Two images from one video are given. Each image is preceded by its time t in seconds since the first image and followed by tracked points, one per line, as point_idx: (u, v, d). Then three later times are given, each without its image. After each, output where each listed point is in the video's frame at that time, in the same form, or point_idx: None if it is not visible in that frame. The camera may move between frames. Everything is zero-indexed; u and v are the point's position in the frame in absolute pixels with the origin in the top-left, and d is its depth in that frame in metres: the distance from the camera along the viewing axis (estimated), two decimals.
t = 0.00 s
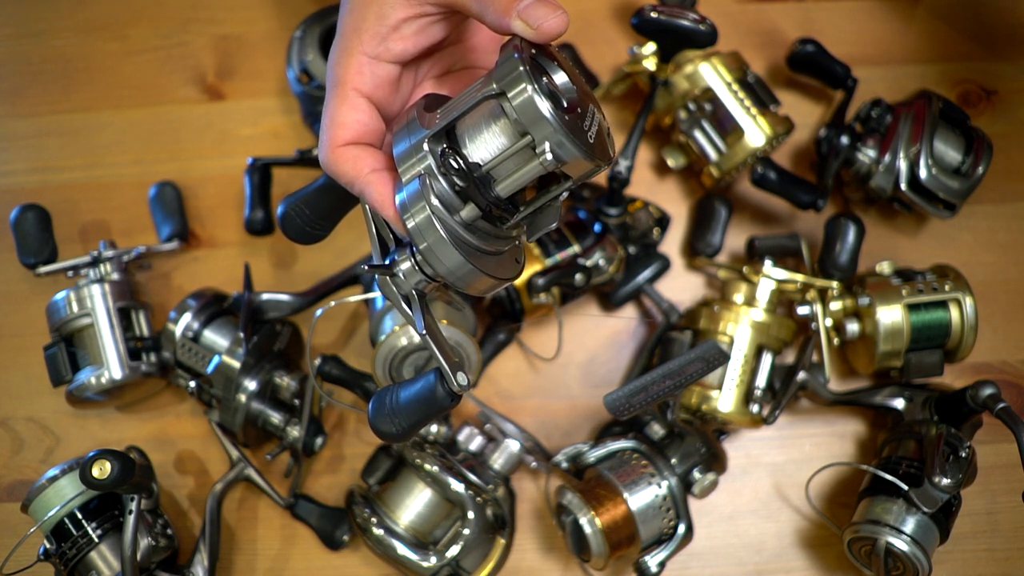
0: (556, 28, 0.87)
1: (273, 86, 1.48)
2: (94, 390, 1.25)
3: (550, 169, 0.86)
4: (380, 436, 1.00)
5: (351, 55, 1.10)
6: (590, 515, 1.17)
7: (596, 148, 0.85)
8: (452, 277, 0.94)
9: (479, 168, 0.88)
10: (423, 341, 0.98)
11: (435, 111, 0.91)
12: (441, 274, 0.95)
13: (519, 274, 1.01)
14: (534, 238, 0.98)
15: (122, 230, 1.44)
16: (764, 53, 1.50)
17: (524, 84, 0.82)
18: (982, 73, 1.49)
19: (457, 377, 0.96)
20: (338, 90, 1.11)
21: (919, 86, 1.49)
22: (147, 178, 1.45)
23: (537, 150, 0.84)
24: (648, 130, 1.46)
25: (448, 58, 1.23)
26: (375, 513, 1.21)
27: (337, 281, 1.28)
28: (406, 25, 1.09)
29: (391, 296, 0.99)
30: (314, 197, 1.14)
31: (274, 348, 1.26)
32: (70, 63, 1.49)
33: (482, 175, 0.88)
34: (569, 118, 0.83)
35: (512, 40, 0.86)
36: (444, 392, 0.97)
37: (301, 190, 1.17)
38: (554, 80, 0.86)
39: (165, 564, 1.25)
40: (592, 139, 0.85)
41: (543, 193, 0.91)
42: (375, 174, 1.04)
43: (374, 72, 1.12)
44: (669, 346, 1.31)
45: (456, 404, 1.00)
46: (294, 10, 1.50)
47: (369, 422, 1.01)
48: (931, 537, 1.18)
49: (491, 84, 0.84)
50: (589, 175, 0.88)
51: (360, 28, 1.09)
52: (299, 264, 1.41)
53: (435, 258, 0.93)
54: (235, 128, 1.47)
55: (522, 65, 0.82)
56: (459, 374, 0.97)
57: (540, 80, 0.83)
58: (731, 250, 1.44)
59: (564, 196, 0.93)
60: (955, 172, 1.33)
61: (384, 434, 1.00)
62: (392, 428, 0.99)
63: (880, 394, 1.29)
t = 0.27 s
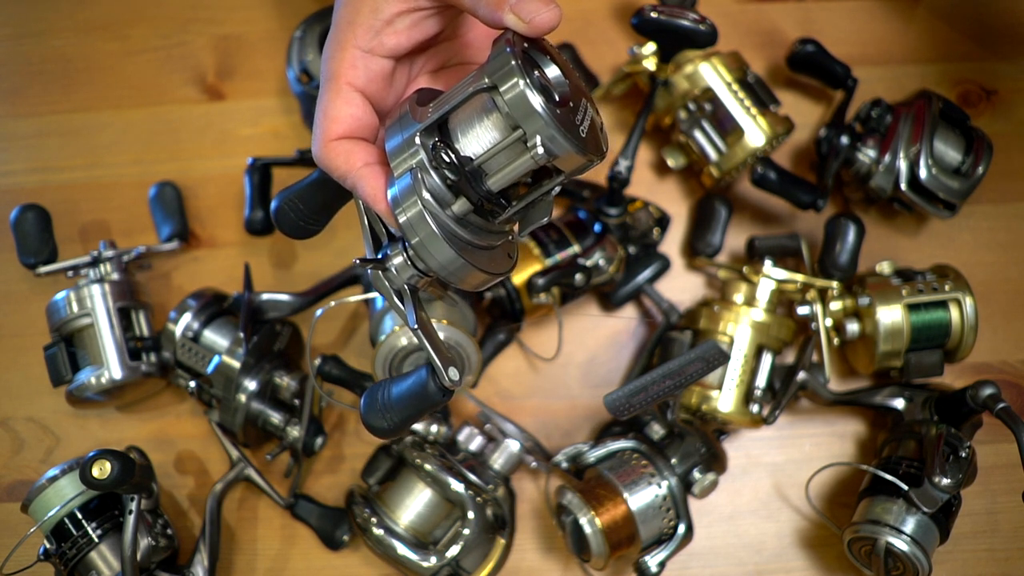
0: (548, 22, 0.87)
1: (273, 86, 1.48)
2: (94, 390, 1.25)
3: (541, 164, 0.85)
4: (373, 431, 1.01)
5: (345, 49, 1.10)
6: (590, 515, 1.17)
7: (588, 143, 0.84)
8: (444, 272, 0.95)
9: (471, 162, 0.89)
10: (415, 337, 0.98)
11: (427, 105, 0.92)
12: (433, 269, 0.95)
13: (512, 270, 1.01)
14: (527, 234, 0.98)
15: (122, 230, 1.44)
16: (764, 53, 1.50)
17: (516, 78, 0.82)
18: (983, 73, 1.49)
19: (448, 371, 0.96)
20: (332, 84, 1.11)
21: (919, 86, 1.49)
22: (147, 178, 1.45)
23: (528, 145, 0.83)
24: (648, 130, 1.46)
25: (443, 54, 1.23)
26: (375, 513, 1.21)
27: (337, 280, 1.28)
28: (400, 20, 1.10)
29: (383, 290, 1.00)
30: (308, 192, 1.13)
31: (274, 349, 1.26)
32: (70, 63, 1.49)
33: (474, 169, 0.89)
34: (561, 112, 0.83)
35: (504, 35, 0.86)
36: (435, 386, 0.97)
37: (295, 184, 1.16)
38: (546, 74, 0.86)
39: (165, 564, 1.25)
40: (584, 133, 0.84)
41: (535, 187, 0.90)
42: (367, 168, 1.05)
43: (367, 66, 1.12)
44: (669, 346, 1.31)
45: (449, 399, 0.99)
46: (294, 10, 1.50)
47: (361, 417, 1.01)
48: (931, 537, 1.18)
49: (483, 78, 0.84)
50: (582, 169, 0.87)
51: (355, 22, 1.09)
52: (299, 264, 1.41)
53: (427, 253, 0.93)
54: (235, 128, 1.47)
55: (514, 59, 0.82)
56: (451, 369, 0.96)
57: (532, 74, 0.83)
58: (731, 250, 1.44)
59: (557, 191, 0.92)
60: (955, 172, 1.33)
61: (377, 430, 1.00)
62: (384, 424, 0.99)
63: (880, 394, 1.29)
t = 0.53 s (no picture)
0: (543, 23, 0.87)
1: (273, 86, 1.48)
2: (94, 390, 1.25)
3: (536, 164, 0.85)
4: (372, 429, 1.01)
5: (343, 50, 1.10)
6: (590, 515, 1.17)
7: (584, 143, 0.84)
8: (442, 272, 0.95)
9: (467, 162, 0.89)
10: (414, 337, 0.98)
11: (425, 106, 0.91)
12: (431, 268, 0.95)
13: (508, 270, 1.01)
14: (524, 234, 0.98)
15: (122, 230, 1.44)
16: (764, 53, 1.50)
17: (511, 79, 0.81)
18: (983, 73, 1.49)
19: (446, 371, 0.96)
20: (329, 86, 1.11)
21: (918, 86, 1.49)
22: (146, 178, 1.45)
23: (524, 145, 0.83)
24: (648, 130, 1.46)
25: (440, 54, 1.23)
26: (375, 513, 1.21)
27: (337, 280, 1.29)
28: (397, 21, 1.10)
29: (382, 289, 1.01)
30: (306, 193, 1.13)
31: (274, 349, 1.26)
32: (69, 63, 1.49)
33: (470, 169, 0.89)
34: (557, 112, 0.82)
35: (499, 36, 0.86)
36: (434, 386, 0.97)
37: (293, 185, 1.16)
38: (541, 74, 0.85)
39: (165, 564, 1.25)
40: (579, 133, 0.84)
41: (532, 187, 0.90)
42: (365, 169, 1.05)
43: (365, 67, 1.12)
44: (669, 346, 1.31)
45: (447, 398, 0.99)
46: (294, 10, 1.50)
47: (360, 415, 1.01)
48: (931, 537, 1.18)
49: (479, 79, 0.84)
50: (579, 168, 0.87)
51: (352, 23, 1.09)
52: (299, 264, 1.41)
53: (424, 254, 0.94)
54: (236, 128, 1.47)
55: (509, 59, 0.82)
56: (449, 368, 0.96)
57: (527, 74, 0.83)
58: (731, 250, 1.44)
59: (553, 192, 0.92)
60: (955, 172, 1.33)
61: (376, 429, 1.00)
62: (383, 423, 0.99)
63: (880, 394, 1.29)
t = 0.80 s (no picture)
0: (531, 26, 0.86)
1: (273, 86, 1.48)
2: (94, 390, 1.25)
3: (523, 166, 0.85)
4: (360, 432, 0.99)
5: (332, 52, 1.11)
6: (590, 515, 1.17)
7: (572, 144, 0.84)
8: (429, 274, 0.96)
9: (454, 164, 0.88)
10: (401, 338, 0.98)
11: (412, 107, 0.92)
12: (418, 271, 0.96)
13: (497, 271, 1.01)
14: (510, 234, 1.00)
15: (122, 230, 1.44)
16: (765, 53, 1.50)
17: (497, 82, 0.81)
18: (982, 73, 1.49)
19: (434, 372, 0.96)
20: (319, 87, 1.11)
21: (918, 86, 1.49)
22: (147, 178, 1.45)
23: (510, 147, 0.83)
24: (648, 130, 1.46)
25: (432, 56, 1.23)
26: (375, 513, 1.21)
27: (337, 280, 1.29)
28: (386, 23, 1.10)
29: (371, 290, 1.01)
30: (296, 194, 1.12)
31: (274, 349, 1.26)
32: (69, 63, 1.49)
33: (457, 171, 0.88)
34: (543, 114, 0.82)
35: (486, 38, 0.86)
36: (422, 388, 0.96)
37: (284, 186, 1.15)
38: (529, 76, 0.85)
39: (165, 564, 1.25)
40: (567, 135, 0.84)
41: (519, 190, 0.89)
42: (353, 171, 1.05)
43: (355, 69, 1.12)
44: (669, 346, 1.31)
45: (434, 401, 0.98)
46: (294, 10, 1.50)
47: (348, 417, 0.99)
48: (931, 537, 1.18)
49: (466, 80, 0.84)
50: (566, 170, 0.87)
51: (342, 25, 1.10)
52: (299, 264, 1.41)
53: (412, 256, 0.94)
54: (236, 128, 1.47)
55: (496, 62, 0.82)
56: (437, 369, 0.96)
57: (514, 76, 0.82)
58: (731, 250, 1.44)
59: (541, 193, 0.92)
60: (955, 172, 1.33)
61: (363, 430, 0.98)
62: (371, 424, 0.97)
63: (880, 394, 1.29)
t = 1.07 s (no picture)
0: (523, 22, 0.87)
1: (274, 86, 1.48)
2: (94, 390, 1.25)
3: (515, 162, 0.85)
4: (355, 428, 0.99)
5: (326, 49, 1.11)
6: (590, 515, 1.17)
7: (564, 141, 0.84)
8: (422, 272, 0.95)
9: (446, 161, 0.89)
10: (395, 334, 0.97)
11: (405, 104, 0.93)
12: (411, 267, 0.95)
13: (491, 269, 1.01)
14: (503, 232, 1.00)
15: (122, 230, 1.44)
16: (764, 53, 1.50)
17: (490, 78, 0.81)
18: (982, 73, 1.49)
19: (427, 368, 0.95)
20: (313, 84, 1.12)
21: (918, 86, 1.49)
22: (147, 178, 1.45)
23: (502, 143, 0.83)
24: (648, 130, 1.46)
25: (427, 53, 1.23)
26: (375, 513, 1.21)
27: (337, 280, 1.29)
28: (380, 20, 1.11)
29: (364, 288, 1.00)
30: (290, 191, 1.12)
31: (274, 349, 1.26)
32: (69, 63, 1.49)
33: (449, 168, 0.89)
34: (535, 111, 0.82)
35: (478, 35, 0.86)
36: (414, 384, 0.95)
37: (278, 183, 1.15)
38: (521, 72, 0.85)
39: (165, 564, 1.24)
40: (559, 132, 0.84)
41: (512, 186, 0.89)
42: (345, 167, 1.05)
43: (349, 66, 1.13)
44: (669, 346, 1.31)
45: (429, 396, 0.98)
46: (294, 10, 1.50)
47: (343, 413, 1.00)
48: (931, 537, 1.18)
49: (458, 77, 0.84)
50: (559, 166, 0.87)
51: (336, 21, 1.10)
52: (299, 264, 1.41)
53: (405, 252, 0.94)
54: (236, 128, 1.47)
55: (488, 58, 0.82)
56: (430, 366, 0.95)
57: (506, 73, 0.82)
58: (731, 250, 1.44)
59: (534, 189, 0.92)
60: (955, 172, 1.33)
61: (358, 427, 0.98)
62: (365, 421, 0.97)
63: (880, 394, 1.29)
